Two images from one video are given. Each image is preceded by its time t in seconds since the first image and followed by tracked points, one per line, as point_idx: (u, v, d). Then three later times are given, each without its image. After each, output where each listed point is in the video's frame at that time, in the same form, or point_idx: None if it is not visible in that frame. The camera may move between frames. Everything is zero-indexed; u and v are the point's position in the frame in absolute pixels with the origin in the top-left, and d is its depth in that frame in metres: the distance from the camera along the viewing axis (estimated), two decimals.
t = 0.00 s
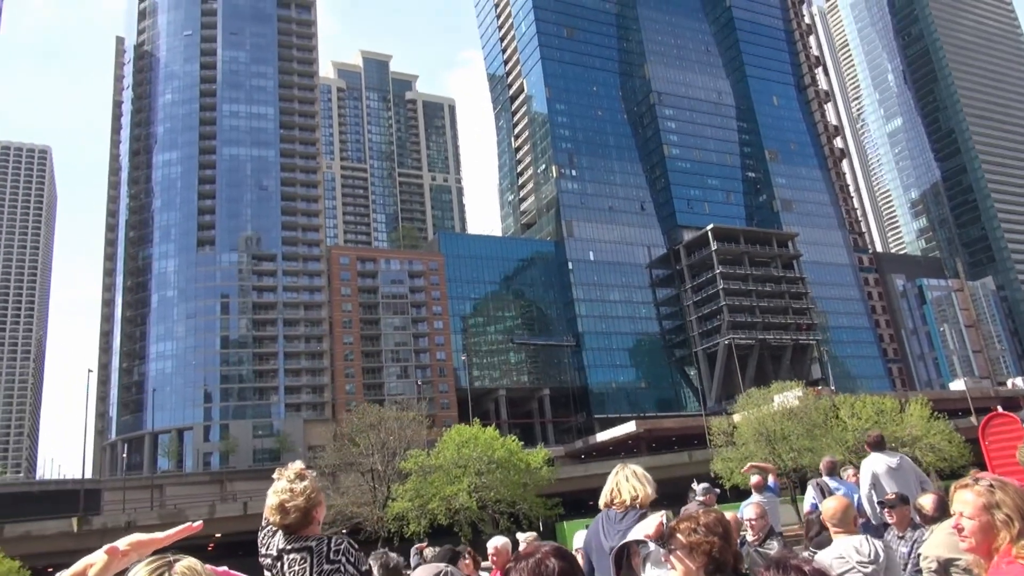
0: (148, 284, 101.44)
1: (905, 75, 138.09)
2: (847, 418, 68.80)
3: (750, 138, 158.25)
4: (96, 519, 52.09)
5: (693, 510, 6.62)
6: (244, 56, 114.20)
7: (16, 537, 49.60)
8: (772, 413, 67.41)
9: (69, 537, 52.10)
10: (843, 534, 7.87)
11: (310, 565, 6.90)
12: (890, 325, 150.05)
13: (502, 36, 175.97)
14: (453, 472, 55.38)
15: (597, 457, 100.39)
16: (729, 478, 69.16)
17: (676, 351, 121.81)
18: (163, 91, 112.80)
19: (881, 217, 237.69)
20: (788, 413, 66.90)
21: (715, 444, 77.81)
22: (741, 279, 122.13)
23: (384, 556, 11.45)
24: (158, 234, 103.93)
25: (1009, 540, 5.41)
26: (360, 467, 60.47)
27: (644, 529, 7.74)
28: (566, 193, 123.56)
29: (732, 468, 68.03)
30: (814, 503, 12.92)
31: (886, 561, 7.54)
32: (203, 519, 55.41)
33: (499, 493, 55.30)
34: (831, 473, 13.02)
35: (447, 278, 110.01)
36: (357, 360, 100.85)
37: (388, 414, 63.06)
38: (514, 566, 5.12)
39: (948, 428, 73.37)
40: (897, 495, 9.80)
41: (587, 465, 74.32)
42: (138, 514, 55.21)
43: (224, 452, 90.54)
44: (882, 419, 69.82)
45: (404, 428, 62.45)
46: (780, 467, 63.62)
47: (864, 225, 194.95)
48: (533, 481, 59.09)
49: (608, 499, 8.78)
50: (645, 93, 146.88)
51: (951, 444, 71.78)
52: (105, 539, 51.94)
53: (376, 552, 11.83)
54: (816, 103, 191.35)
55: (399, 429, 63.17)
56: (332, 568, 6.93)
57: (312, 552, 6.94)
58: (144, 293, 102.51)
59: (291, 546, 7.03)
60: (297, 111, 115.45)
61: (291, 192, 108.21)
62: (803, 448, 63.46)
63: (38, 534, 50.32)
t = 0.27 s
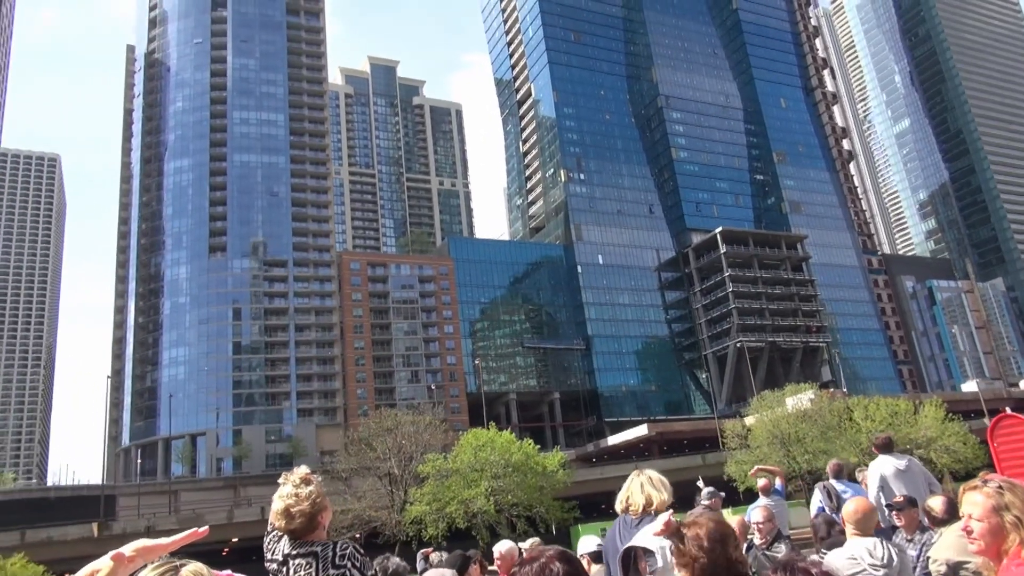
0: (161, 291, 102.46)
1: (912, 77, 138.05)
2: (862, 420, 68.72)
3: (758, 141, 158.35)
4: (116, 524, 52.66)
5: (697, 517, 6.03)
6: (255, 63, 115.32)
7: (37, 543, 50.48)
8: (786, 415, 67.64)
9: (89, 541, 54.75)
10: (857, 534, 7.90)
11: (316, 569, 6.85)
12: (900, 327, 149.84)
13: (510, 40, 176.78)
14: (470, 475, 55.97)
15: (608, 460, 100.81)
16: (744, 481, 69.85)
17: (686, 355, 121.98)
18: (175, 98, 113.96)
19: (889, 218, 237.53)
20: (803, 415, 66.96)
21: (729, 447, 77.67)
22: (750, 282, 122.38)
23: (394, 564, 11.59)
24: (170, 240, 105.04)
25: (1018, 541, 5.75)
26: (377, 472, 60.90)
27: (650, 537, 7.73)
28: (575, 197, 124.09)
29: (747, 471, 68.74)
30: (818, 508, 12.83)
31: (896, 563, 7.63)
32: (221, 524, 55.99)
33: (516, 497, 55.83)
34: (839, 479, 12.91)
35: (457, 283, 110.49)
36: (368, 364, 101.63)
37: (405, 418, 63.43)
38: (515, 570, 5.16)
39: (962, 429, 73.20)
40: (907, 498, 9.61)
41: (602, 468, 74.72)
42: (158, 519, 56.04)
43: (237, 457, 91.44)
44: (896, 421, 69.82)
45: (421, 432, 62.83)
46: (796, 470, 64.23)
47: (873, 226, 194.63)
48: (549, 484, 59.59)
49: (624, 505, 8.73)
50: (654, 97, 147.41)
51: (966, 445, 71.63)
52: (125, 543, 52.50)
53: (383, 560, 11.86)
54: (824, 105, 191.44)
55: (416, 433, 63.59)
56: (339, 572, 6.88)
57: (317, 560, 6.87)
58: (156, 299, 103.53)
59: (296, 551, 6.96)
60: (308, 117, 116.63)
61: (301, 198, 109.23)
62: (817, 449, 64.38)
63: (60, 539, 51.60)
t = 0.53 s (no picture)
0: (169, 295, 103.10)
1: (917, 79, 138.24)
2: (871, 422, 69.12)
3: (762, 143, 158.61)
4: (133, 527, 53.02)
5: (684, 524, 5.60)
6: (261, 68, 116.25)
7: (54, 546, 50.79)
8: (797, 416, 68.09)
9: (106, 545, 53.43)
10: (877, 534, 7.73)
11: (318, 573, 6.76)
12: (905, 327, 149.82)
13: (514, 44, 177.56)
14: (485, 477, 56.52)
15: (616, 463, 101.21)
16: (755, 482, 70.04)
17: (692, 356, 122.31)
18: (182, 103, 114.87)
19: (894, 220, 237.57)
20: (814, 416, 67.31)
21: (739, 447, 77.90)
22: (756, 283, 122.72)
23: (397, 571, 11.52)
24: (178, 245, 105.86)
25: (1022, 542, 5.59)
26: (391, 474, 61.13)
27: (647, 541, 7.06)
28: (581, 200, 124.53)
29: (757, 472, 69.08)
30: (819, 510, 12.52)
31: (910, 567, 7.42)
32: (237, 527, 56.37)
33: (531, 498, 56.41)
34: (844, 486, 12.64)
35: (463, 285, 110.81)
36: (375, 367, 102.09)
37: (419, 421, 63.98)
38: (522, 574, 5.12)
39: (971, 429, 73.25)
40: (910, 499, 9.87)
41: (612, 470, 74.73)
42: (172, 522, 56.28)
43: (247, 460, 92.11)
44: (907, 422, 70.20)
45: (435, 435, 63.33)
46: (808, 471, 64.64)
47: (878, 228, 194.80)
48: (563, 486, 60.24)
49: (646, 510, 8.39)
50: (659, 99, 147.88)
51: (976, 446, 71.73)
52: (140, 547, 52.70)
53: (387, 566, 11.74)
54: (828, 106, 191.71)
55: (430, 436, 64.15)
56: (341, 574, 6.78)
57: (320, 564, 6.77)
58: (164, 304, 104.19)
59: (299, 556, 6.88)
60: (314, 122, 117.66)
61: (308, 202, 110.05)
62: (828, 450, 64.56)
63: (77, 543, 51.15)
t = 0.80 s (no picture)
0: (181, 297, 104.16)
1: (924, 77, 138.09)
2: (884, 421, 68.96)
3: (771, 142, 158.49)
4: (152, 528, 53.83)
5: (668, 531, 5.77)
6: (271, 71, 117.30)
7: (75, 546, 51.75)
8: (810, 415, 68.21)
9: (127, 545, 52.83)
10: (893, 533, 7.89)
11: (325, 572, 7.01)
12: (915, 326, 149.53)
13: (521, 45, 178.19)
14: (502, 477, 56.74)
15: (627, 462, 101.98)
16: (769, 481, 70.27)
17: (700, 356, 122.68)
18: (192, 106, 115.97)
19: (902, 218, 237.39)
20: (827, 416, 67.59)
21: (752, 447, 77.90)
22: (764, 283, 123.05)
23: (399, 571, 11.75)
24: (189, 247, 106.92)
25: None
26: (407, 474, 62.91)
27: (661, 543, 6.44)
28: (589, 200, 125.01)
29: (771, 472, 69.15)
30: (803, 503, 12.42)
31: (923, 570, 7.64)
32: (255, 526, 57.39)
33: (548, 497, 56.47)
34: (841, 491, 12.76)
35: (473, 286, 110.67)
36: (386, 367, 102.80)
37: (436, 420, 64.91)
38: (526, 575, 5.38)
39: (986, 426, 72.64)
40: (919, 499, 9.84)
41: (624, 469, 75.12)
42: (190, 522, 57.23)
43: (259, 461, 93.15)
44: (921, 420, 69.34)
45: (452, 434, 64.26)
46: (821, 470, 64.84)
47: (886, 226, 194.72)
48: (579, 485, 60.14)
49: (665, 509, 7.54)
50: (666, 99, 148.22)
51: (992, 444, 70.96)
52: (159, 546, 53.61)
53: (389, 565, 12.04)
54: (836, 105, 191.62)
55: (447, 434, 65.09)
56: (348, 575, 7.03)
57: (327, 565, 7.02)
58: (176, 305, 105.26)
59: (305, 557, 7.13)
60: (324, 124, 118.86)
61: (318, 204, 111.06)
62: (842, 449, 64.51)
63: (96, 543, 52.09)
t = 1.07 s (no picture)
0: (191, 297, 105.06)
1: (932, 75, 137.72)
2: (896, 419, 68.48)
3: (778, 140, 158.51)
4: (170, 527, 54.84)
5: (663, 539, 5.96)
6: (280, 71, 118.23)
7: (94, 545, 52.60)
8: (822, 413, 68.42)
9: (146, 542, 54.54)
10: (903, 533, 7.54)
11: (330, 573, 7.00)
12: (924, 324, 149.29)
13: (528, 45, 178.73)
14: (517, 476, 56.90)
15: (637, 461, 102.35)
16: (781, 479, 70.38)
17: (709, 355, 123.00)
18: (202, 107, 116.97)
19: (909, 216, 236.95)
20: (839, 414, 67.80)
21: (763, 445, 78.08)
22: (773, 281, 123.16)
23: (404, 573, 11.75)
24: (200, 247, 107.84)
25: None
26: (423, 473, 64.19)
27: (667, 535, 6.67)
28: (596, 199, 125.43)
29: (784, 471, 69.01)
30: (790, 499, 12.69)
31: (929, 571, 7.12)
32: (272, 525, 58.40)
33: (563, 496, 56.21)
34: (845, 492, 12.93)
35: (482, 285, 111.54)
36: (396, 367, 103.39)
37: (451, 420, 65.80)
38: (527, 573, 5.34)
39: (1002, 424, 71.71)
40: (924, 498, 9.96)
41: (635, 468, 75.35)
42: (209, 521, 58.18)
43: (271, 460, 93.94)
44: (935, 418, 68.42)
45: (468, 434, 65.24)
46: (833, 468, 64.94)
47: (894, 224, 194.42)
48: (593, 485, 59.70)
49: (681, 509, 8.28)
50: (673, 98, 148.51)
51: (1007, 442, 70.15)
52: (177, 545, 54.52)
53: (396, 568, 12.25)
54: (843, 104, 191.46)
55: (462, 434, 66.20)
56: None
57: (332, 566, 7.01)
58: (187, 306, 106.13)
59: (311, 559, 7.13)
60: (333, 125, 119.81)
61: (328, 204, 111.83)
62: (855, 448, 64.75)
63: (115, 542, 53.12)
